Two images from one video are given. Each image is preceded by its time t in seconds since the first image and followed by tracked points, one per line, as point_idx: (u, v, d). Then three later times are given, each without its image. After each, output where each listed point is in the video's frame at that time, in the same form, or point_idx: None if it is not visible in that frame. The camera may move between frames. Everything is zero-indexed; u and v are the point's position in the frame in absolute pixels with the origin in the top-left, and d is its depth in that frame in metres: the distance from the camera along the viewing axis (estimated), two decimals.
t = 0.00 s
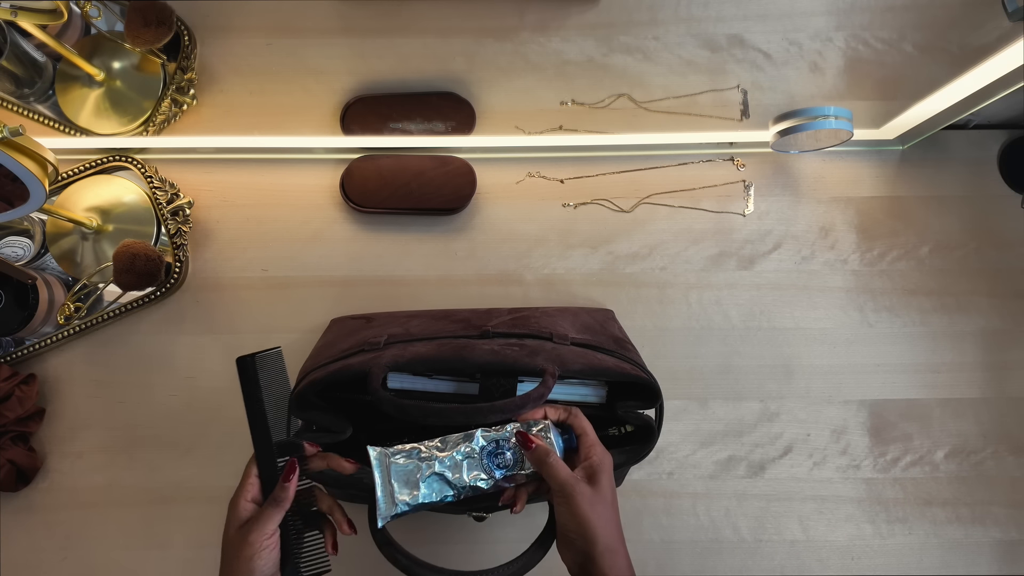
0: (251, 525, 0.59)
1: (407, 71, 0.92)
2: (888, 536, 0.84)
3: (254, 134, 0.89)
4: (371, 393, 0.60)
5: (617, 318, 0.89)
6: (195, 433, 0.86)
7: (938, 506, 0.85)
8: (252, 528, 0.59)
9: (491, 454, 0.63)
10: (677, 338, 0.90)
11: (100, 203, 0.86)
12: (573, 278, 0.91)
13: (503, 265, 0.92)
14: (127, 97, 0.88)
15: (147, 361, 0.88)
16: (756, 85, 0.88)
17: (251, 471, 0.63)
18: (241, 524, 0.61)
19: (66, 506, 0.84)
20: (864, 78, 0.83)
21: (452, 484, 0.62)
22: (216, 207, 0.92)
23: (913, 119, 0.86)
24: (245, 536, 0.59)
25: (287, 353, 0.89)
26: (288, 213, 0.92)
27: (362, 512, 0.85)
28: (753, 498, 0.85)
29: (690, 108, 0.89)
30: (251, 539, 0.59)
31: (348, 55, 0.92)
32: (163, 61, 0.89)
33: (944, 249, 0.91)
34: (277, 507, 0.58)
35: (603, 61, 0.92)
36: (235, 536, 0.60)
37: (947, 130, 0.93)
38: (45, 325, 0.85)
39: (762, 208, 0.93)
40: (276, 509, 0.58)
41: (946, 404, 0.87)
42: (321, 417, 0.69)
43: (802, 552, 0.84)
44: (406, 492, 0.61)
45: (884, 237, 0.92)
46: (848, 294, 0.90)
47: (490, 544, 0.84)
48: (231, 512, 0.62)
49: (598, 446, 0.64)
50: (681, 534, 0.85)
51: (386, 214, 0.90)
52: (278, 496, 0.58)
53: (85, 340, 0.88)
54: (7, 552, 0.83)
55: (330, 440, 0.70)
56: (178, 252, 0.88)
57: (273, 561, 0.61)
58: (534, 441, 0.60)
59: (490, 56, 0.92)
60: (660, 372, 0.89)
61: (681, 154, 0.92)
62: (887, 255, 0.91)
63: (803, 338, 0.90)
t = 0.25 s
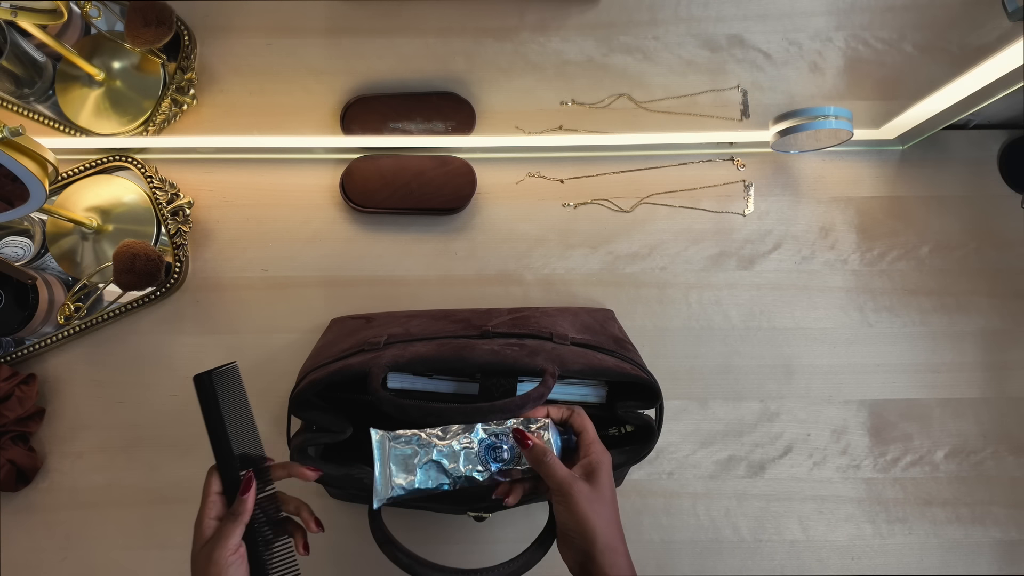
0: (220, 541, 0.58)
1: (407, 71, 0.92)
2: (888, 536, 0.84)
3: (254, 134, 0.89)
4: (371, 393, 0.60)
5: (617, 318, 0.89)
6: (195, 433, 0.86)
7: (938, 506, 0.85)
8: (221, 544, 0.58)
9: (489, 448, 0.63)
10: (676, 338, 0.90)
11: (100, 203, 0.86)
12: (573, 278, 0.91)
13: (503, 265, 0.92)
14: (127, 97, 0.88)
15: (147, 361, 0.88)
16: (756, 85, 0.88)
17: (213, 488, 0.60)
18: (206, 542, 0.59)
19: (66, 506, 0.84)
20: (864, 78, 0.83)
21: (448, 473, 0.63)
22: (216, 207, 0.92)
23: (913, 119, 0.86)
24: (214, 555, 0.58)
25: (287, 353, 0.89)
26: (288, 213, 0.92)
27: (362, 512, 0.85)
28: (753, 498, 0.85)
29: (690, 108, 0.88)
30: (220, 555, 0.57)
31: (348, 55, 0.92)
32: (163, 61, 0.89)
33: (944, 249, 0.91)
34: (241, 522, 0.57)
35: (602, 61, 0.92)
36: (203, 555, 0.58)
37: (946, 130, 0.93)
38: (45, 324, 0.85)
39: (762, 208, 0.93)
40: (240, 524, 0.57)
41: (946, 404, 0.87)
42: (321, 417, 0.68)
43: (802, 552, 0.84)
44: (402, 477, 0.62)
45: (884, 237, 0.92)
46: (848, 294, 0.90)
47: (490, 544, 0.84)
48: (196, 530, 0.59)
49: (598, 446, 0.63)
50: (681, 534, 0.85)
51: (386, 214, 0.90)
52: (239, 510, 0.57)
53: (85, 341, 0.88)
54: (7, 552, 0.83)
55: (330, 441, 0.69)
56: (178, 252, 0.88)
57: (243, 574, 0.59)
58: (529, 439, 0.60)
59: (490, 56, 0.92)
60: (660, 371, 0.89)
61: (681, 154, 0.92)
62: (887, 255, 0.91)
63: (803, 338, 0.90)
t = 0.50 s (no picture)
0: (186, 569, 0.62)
1: (407, 71, 0.92)
2: (888, 536, 0.84)
3: (254, 134, 0.89)
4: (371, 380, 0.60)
5: (617, 318, 0.89)
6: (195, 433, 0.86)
7: (938, 506, 0.85)
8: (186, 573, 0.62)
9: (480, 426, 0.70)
10: (676, 338, 0.90)
11: (100, 203, 0.86)
12: (573, 278, 0.91)
13: (503, 264, 0.92)
14: (127, 97, 0.88)
15: (147, 360, 0.88)
16: (756, 85, 0.88)
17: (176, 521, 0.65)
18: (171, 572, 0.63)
19: (66, 506, 0.84)
20: (864, 78, 0.83)
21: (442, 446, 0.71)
22: (216, 207, 0.92)
23: (913, 119, 0.86)
24: None
25: (287, 353, 0.89)
26: (288, 213, 0.92)
27: (362, 512, 0.85)
28: (753, 498, 0.85)
29: (690, 108, 0.89)
30: None
31: (348, 55, 0.92)
32: (163, 61, 0.89)
33: (944, 249, 0.91)
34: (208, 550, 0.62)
35: (603, 61, 0.92)
36: None
37: (946, 130, 0.93)
38: (45, 324, 0.85)
39: (762, 208, 0.93)
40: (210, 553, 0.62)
41: (946, 404, 0.87)
42: (320, 414, 0.68)
43: (802, 552, 0.84)
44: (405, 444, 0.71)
45: (884, 237, 0.92)
46: (848, 294, 0.91)
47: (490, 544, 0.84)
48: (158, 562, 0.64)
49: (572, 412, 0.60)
50: (681, 534, 0.85)
51: (386, 214, 0.90)
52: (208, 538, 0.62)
53: (85, 341, 0.88)
54: (7, 553, 0.83)
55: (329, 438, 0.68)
56: (178, 252, 0.88)
57: None
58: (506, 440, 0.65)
59: (490, 56, 0.92)
60: (660, 371, 0.89)
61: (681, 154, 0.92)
62: (887, 254, 0.91)
63: (802, 338, 0.90)
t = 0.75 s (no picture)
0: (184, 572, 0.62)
1: (407, 71, 0.92)
2: (888, 536, 0.84)
3: (254, 134, 0.89)
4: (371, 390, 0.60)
5: (617, 318, 0.89)
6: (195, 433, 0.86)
7: (938, 506, 0.85)
8: None
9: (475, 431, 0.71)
10: (676, 338, 0.90)
11: (100, 203, 0.86)
12: (573, 278, 0.91)
13: (503, 265, 0.92)
14: (127, 97, 0.88)
15: (147, 360, 0.88)
16: (756, 85, 0.88)
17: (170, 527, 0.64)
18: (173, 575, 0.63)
19: (65, 506, 0.84)
20: (864, 78, 0.83)
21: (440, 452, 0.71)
22: (216, 207, 0.92)
23: (913, 119, 0.86)
24: None
25: (287, 353, 0.89)
26: (288, 213, 0.92)
27: (361, 512, 0.85)
28: (753, 498, 0.85)
29: (690, 108, 0.89)
30: None
31: (348, 55, 0.92)
32: (163, 61, 0.89)
33: (944, 249, 0.91)
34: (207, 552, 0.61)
35: (603, 61, 0.92)
36: None
37: (946, 130, 0.93)
38: (45, 324, 0.85)
39: (762, 208, 0.93)
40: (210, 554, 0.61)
41: (946, 404, 0.87)
42: (321, 417, 0.68)
43: (802, 552, 0.84)
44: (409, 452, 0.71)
45: (884, 237, 0.92)
46: (848, 294, 0.91)
47: (489, 544, 0.84)
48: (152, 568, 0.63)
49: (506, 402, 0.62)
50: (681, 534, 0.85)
51: (386, 214, 0.90)
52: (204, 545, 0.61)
53: (85, 340, 0.88)
54: (7, 553, 0.83)
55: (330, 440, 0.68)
56: (178, 252, 0.88)
57: None
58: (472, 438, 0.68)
59: (490, 56, 0.92)
60: (660, 371, 0.89)
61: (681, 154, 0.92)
62: (887, 254, 0.91)
63: (803, 338, 0.90)
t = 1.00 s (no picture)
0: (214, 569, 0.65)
1: (407, 71, 0.92)
2: (888, 536, 0.84)
3: (254, 134, 0.89)
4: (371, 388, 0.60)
5: (617, 318, 0.89)
6: (195, 433, 0.86)
7: (938, 506, 0.85)
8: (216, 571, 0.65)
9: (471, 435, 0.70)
10: (676, 338, 0.90)
11: (100, 203, 0.86)
12: (573, 278, 0.91)
13: (503, 265, 0.92)
14: (127, 97, 0.88)
15: (147, 360, 0.88)
16: (756, 85, 0.88)
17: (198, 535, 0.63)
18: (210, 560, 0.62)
19: (66, 506, 0.84)
20: (864, 78, 0.83)
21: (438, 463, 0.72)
22: (216, 207, 0.92)
23: (913, 119, 0.86)
24: None
25: (287, 353, 0.89)
26: (288, 213, 0.92)
27: (361, 512, 0.85)
28: (753, 498, 0.85)
29: (690, 108, 0.88)
30: None
31: (348, 55, 0.92)
32: (163, 61, 0.89)
33: (944, 249, 0.91)
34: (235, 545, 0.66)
35: (603, 61, 0.92)
36: None
37: (946, 130, 0.93)
38: (45, 324, 0.85)
39: (762, 208, 0.93)
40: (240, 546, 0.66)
41: (946, 404, 0.87)
42: (322, 417, 0.68)
43: (802, 552, 0.84)
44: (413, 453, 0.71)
45: (884, 237, 0.92)
46: (848, 294, 0.90)
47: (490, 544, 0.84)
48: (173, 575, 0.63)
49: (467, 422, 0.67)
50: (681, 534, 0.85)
51: (386, 214, 0.90)
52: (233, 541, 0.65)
53: (85, 341, 0.88)
54: (7, 552, 0.83)
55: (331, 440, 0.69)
56: (178, 252, 0.88)
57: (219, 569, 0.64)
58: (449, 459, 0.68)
59: (490, 56, 0.92)
60: (660, 371, 0.89)
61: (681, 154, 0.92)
62: (887, 254, 0.91)
63: (803, 338, 0.90)
